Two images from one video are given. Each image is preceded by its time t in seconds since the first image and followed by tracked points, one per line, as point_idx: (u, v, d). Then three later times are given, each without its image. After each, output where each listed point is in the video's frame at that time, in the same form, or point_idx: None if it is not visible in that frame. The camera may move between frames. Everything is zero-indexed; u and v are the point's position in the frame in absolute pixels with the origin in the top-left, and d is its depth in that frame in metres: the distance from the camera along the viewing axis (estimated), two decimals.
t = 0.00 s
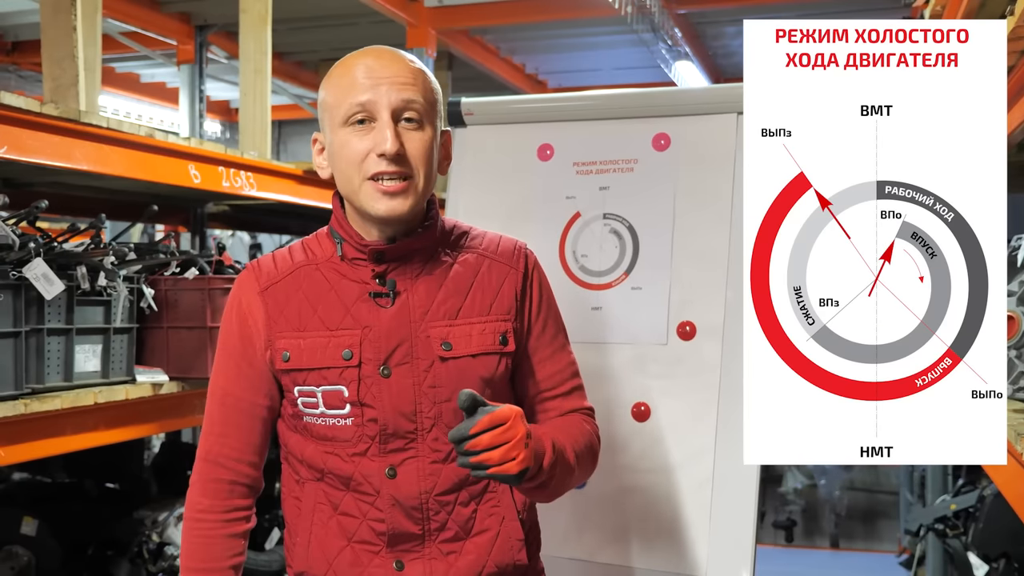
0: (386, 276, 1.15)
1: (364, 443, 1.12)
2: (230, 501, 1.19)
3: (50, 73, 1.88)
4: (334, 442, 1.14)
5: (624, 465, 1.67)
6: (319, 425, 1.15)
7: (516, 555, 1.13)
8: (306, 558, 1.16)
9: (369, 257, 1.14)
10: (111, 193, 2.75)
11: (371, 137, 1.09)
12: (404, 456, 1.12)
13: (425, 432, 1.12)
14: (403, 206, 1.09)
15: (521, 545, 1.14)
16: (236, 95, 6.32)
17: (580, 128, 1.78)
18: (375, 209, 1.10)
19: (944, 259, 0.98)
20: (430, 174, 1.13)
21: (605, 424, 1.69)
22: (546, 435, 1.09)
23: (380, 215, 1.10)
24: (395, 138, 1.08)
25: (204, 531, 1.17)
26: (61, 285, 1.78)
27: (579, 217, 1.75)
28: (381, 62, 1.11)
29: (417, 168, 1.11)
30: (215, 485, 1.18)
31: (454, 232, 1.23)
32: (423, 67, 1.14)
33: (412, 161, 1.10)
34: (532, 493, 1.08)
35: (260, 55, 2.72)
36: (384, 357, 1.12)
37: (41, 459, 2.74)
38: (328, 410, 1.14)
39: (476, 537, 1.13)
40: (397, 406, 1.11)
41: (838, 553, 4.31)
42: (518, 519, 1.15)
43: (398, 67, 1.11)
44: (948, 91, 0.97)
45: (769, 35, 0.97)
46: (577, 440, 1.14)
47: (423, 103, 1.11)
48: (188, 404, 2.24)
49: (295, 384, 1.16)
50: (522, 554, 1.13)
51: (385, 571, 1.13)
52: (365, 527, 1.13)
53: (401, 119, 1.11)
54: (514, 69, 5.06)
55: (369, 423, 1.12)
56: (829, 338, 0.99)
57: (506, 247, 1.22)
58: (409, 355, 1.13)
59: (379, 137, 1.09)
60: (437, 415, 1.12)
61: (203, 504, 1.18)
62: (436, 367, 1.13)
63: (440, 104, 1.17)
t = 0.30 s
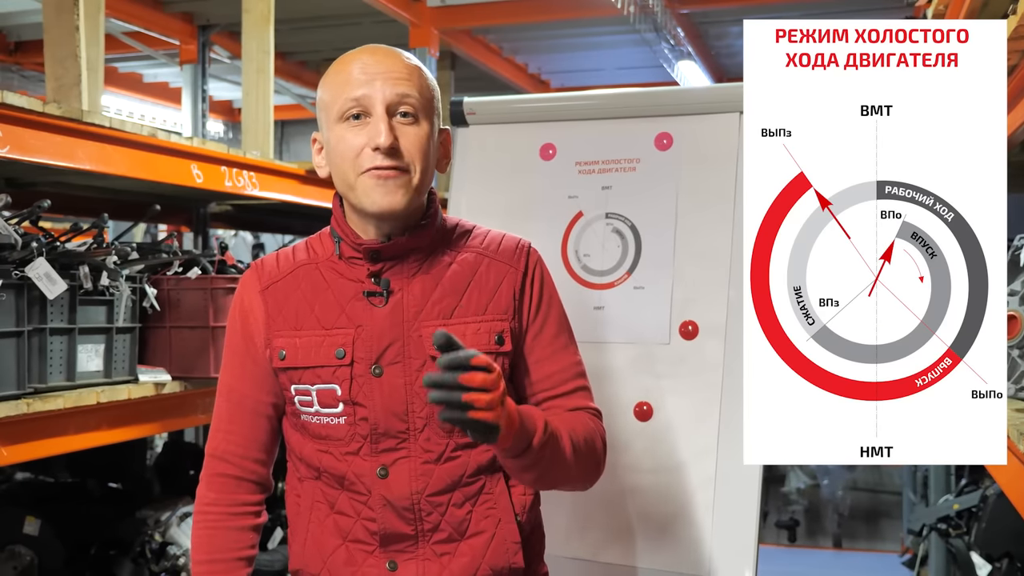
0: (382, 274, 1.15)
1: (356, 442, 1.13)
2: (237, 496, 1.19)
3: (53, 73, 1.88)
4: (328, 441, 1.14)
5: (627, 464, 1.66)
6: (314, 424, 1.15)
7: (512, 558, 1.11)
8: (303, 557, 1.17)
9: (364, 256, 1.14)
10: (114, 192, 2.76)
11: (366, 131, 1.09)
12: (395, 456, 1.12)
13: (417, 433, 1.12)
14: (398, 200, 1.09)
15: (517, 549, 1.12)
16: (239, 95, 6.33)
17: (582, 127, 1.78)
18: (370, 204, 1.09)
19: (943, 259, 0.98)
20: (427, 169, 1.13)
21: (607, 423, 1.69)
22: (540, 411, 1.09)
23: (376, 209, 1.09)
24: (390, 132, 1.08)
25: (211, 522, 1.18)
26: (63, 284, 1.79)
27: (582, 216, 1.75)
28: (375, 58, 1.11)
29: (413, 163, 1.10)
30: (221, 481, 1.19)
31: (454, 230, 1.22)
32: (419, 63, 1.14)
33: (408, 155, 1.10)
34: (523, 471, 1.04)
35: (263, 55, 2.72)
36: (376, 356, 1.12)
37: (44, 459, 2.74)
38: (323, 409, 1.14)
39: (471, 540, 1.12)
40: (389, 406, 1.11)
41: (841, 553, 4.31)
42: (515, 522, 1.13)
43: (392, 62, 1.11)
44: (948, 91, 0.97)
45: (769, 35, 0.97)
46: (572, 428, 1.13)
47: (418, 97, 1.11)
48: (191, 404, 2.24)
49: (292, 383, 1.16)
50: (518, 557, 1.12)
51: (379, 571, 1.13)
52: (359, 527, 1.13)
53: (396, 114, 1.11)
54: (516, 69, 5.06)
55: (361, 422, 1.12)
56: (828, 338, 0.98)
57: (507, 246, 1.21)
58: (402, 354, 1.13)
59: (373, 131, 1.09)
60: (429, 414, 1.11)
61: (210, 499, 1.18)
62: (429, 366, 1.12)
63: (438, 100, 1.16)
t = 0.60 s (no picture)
0: (385, 273, 1.16)
1: (358, 441, 1.13)
2: (239, 496, 1.20)
3: (54, 73, 1.88)
4: (330, 440, 1.15)
5: (629, 464, 1.66)
6: (315, 423, 1.15)
7: (513, 559, 1.11)
8: (303, 558, 1.17)
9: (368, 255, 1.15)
10: (116, 192, 2.76)
11: (372, 135, 1.09)
12: (397, 456, 1.12)
13: (419, 432, 1.12)
14: (404, 204, 1.09)
15: (519, 550, 1.11)
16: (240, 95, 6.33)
17: (584, 127, 1.77)
18: (375, 207, 1.10)
19: (943, 259, 0.98)
20: (433, 173, 1.13)
21: (608, 423, 1.68)
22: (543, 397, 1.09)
23: (381, 212, 1.10)
24: (396, 136, 1.08)
25: (213, 521, 1.18)
26: (65, 284, 1.79)
27: (584, 216, 1.75)
28: (382, 60, 1.11)
29: (418, 166, 1.10)
30: (222, 481, 1.19)
31: (458, 231, 1.23)
32: (426, 64, 1.13)
33: (414, 159, 1.10)
34: (529, 453, 1.02)
35: (264, 55, 2.72)
36: (379, 355, 1.13)
37: (45, 459, 2.73)
38: (325, 408, 1.14)
39: (473, 541, 1.12)
40: (391, 406, 1.11)
41: (843, 553, 4.30)
42: (516, 523, 1.12)
43: (399, 64, 1.11)
44: (948, 91, 0.97)
45: (768, 35, 0.97)
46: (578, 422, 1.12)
47: (425, 100, 1.11)
48: (192, 404, 2.24)
49: (294, 382, 1.16)
50: (520, 558, 1.11)
51: (380, 571, 1.13)
52: (360, 527, 1.13)
53: (403, 117, 1.11)
54: (518, 68, 5.05)
55: (363, 421, 1.12)
56: (829, 338, 0.98)
57: (510, 247, 1.21)
58: (404, 353, 1.13)
59: (380, 135, 1.09)
60: (431, 414, 1.12)
61: (211, 498, 1.18)
62: (431, 366, 1.12)
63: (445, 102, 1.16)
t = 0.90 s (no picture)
0: (389, 274, 1.16)
1: (363, 442, 1.13)
2: (237, 497, 1.20)
3: (56, 72, 1.88)
4: (334, 441, 1.15)
5: (629, 464, 1.66)
6: (319, 424, 1.15)
7: (518, 558, 1.11)
8: (308, 559, 1.17)
9: (372, 255, 1.15)
10: (117, 192, 2.76)
11: (379, 138, 1.09)
12: (403, 456, 1.12)
13: (424, 433, 1.12)
14: (410, 207, 1.10)
15: (524, 548, 1.12)
16: (241, 96, 6.33)
17: (585, 127, 1.78)
18: (382, 210, 1.10)
19: (943, 259, 0.98)
20: (438, 176, 1.13)
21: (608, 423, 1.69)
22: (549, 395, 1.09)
23: (387, 216, 1.10)
24: (403, 139, 1.09)
25: (211, 523, 1.18)
26: (67, 284, 1.79)
27: (585, 216, 1.75)
28: (389, 62, 1.11)
29: (424, 170, 1.11)
30: (221, 481, 1.19)
31: (461, 231, 1.23)
32: (432, 67, 1.14)
33: (421, 162, 1.10)
34: (540, 452, 1.02)
35: (265, 55, 2.72)
36: (384, 355, 1.13)
37: (47, 459, 2.74)
38: (329, 409, 1.14)
39: (478, 540, 1.12)
40: (397, 407, 1.12)
41: (843, 553, 4.30)
42: (521, 521, 1.13)
43: (406, 67, 1.11)
44: (948, 91, 0.97)
45: (769, 35, 0.97)
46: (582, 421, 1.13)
47: (431, 104, 1.12)
48: (193, 404, 2.24)
49: (297, 383, 1.17)
50: (525, 557, 1.12)
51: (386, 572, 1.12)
52: (365, 527, 1.13)
53: (409, 119, 1.11)
54: (518, 68, 5.05)
55: (368, 422, 1.13)
56: (829, 338, 0.98)
57: (513, 246, 1.21)
58: (409, 354, 1.13)
59: (386, 138, 1.09)
60: (436, 415, 1.12)
61: (210, 499, 1.19)
62: (436, 366, 1.12)
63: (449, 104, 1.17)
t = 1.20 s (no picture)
0: (385, 277, 1.15)
1: (362, 445, 1.13)
2: (239, 498, 1.20)
3: (55, 72, 1.88)
4: (333, 444, 1.14)
5: (629, 464, 1.66)
6: (319, 427, 1.15)
7: (518, 558, 1.11)
8: (309, 559, 1.17)
9: (368, 259, 1.14)
10: (117, 192, 2.76)
11: (371, 141, 1.09)
12: (401, 459, 1.12)
13: (422, 436, 1.12)
14: (403, 211, 1.09)
15: (522, 548, 1.12)
16: (241, 95, 6.33)
17: (585, 127, 1.77)
18: (376, 215, 1.10)
19: (943, 259, 0.98)
20: (431, 178, 1.13)
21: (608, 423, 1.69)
22: (544, 386, 1.09)
23: (381, 220, 1.10)
24: (395, 143, 1.08)
25: (213, 523, 1.18)
26: (66, 284, 1.79)
27: (585, 217, 1.75)
28: (379, 65, 1.11)
29: (417, 173, 1.11)
30: (222, 483, 1.19)
31: (458, 231, 1.23)
32: (422, 69, 1.14)
33: (413, 165, 1.10)
34: (531, 439, 1.02)
35: (264, 55, 2.72)
36: (381, 359, 1.12)
37: (46, 459, 2.74)
38: (328, 413, 1.14)
39: (477, 540, 1.12)
40: (395, 410, 1.11)
41: (843, 553, 4.30)
42: (520, 521, 1.13)
43: (396, 70, 1.11)
44: (948, 91, 0.97)
45: (769, 35, 0.97)
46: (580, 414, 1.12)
47: (423, 106, 1.11)
48: (192, 404, 2.24)
49: (296, 387, 1.16)
50: (524, 557, 1.11)
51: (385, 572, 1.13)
52: (365, 528, 1.13)
53: (401, 122, 1.11)
54: (518, 68, 5.05)
55: (366, 426, 1.12)
56: (828, 338, 0.98)
57: (509, 246, 1.21)
58: (407, 357, 1.13)
59: (378, 142, 1.09)
60: (434, 418, 1.12)
61: (211, 500, 1.19)
62: (433, 369, 1.12)
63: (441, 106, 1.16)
